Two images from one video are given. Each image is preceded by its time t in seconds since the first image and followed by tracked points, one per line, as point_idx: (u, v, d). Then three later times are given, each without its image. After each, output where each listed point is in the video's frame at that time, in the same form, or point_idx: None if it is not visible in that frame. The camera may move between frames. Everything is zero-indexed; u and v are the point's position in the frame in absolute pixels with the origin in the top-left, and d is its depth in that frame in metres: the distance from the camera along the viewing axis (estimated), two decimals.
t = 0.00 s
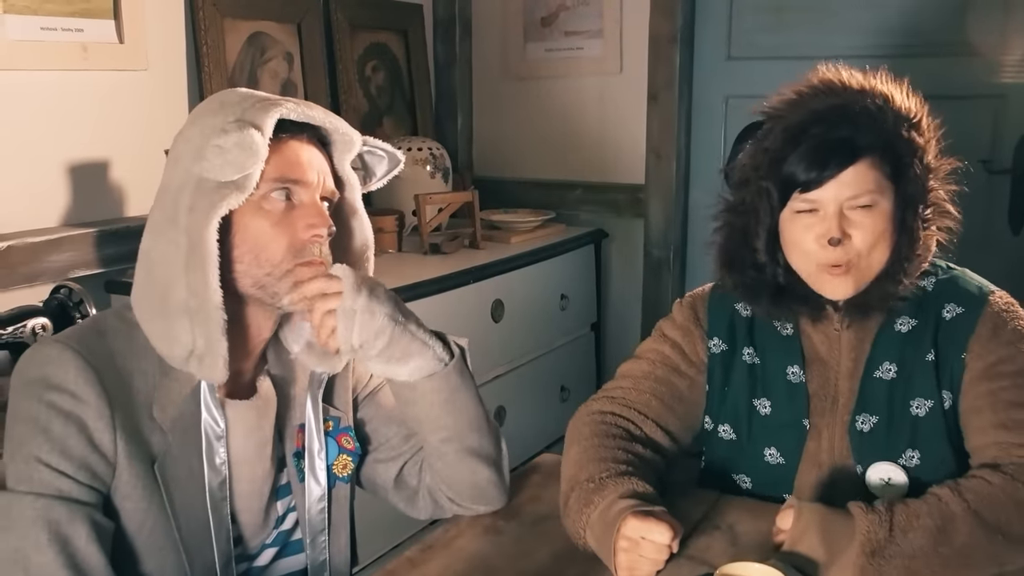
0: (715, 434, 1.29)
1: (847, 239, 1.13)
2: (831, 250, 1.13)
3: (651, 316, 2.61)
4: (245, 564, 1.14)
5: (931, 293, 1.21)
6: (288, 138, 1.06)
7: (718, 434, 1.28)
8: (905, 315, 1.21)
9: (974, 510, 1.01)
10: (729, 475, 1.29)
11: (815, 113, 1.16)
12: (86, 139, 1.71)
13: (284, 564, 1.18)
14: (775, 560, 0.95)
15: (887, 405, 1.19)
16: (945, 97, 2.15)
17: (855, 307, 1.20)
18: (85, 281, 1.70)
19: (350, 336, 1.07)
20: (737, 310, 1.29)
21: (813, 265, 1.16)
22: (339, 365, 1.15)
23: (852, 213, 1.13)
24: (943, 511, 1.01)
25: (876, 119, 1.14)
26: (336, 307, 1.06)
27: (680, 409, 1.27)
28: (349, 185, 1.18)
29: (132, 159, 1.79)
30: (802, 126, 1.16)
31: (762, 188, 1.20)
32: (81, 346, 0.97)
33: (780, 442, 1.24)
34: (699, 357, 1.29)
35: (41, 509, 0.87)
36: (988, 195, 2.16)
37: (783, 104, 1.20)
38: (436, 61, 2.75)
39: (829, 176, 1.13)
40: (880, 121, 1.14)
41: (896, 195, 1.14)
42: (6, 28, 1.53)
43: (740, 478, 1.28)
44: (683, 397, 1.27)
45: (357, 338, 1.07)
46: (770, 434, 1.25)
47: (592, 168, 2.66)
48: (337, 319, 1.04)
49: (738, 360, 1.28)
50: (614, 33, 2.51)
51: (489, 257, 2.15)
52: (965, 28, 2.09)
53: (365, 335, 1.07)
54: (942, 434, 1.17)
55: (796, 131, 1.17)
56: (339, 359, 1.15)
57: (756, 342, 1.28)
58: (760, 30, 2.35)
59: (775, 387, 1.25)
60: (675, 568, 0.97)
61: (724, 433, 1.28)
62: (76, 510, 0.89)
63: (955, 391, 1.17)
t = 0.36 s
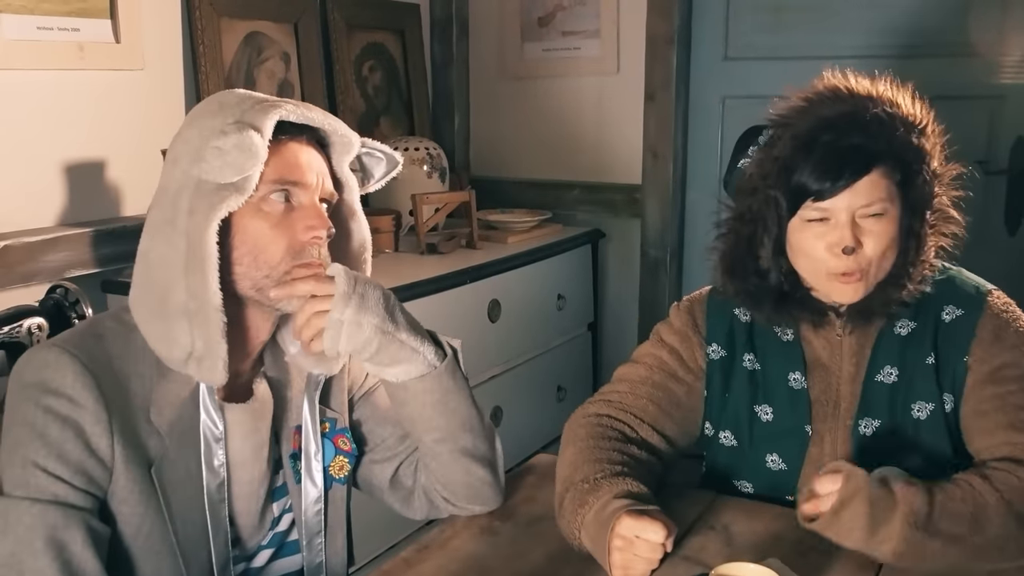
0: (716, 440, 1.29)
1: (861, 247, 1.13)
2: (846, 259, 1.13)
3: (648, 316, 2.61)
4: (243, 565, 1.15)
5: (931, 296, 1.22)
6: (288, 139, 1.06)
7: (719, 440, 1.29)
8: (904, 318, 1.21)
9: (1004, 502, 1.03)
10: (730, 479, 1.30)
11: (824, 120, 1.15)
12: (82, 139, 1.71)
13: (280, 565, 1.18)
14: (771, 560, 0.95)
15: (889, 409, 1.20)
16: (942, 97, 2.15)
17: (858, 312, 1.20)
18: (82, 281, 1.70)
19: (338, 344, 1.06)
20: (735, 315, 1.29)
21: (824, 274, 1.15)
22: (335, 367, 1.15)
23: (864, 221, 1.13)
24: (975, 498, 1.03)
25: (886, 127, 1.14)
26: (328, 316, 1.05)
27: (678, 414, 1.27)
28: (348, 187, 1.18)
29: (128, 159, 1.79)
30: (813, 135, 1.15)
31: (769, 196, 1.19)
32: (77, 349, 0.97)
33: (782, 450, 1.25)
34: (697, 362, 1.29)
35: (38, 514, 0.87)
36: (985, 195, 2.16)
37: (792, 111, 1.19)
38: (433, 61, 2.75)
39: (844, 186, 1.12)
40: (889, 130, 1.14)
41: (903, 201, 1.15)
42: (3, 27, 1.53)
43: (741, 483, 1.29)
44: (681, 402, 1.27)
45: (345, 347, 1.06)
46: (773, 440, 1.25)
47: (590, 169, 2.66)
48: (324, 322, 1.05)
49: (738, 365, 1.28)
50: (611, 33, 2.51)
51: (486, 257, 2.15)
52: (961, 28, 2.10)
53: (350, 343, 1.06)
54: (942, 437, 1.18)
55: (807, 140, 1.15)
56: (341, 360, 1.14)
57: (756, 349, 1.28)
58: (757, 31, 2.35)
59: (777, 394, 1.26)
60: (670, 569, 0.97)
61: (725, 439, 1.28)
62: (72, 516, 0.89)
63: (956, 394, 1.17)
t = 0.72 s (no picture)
0: (718, 446, 1.28)
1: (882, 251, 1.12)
2: (867, 263, 1.11)
3: (648, 316, 2.61)
4: (244, 566, 1.15)
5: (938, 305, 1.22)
6: (286, 140, 1.06)
7: (721, 446, 1.28)
8: (911, 326, 1.21)
9: None
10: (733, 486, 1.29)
11: (844, 121, 1.13)
12: (82, 140, 1.71)
13: (280, 566, 1.19)
14: (771, 559, 0.96)
15: (895, 418, 1.20)
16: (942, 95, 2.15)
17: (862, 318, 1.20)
18: (82, 282, 1.71)
19: (350, 346, 1.05)
20: (739, 321, 1.29)
21: (844, 277, 1.13)
22: (334, 368, 1.15)
23: (885, 223, 1.12)
24: None
25: (906, 130, 1.12)
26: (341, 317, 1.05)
27: (678, 418, 1.28)
28: (346, 187, 1.18)
29: (128, 160, 1.79)
30: (834, 137, 1.13)
31: (785, 201, 1.17)
32: (75, 353, 0.97)
33: (785, 457, 1.24)
34: (699, 368, 1.30)
35: (37, 519, 0.87)
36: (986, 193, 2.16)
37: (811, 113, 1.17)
38: (433, 61, 2.75)
39: (868, 189, 1.11)
40: (909, 133, 1.12)
41: (921, 205, 1.13)
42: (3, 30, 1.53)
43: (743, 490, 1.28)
44: (681, 406, 1.28)
45: (356, 348, 1.05)
46: (778, 447, 1.25)
47: (590, 168, 2.66)
48: (335, 322, 1.05)
49: (740, 372, 1.28)
50: (611, 32, 2.51)
51: (485, 257, 2.15)
52: (961, 26, 2.10)
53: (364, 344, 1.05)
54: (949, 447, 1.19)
55: (828, 142, 1.13)
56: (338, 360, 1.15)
57: (760, 355, 1.28)
58: (757, 30, 2.35)
59: (780, 401, 1.25)
60: (670, 568, 0.97)
61: (727, 445, 1.28)
62: (71, 520, 0.89)
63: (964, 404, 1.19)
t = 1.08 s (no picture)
0: (714, 450, 1.29)
1: (884, 264, 1.10)
2: (868, 278, 1.10)
3: (648, 313, 2.61)
4: (242, 563, 1.15)
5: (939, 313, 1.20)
6: (281, 137, 1.05)
7: (717, 451, 1.29)
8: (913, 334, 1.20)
9: None
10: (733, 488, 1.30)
11: (845, 132, 1.11)
12: (81, 137, 1.71)
13: (278, 564, 1.19)
14: (769, 555, 0.96)
15: (895, 428, 1.19)
16: (942, 91, 2.15)
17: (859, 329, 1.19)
18: (81, 279, 1.71)
19: (355, 343, 1.05)
20: (737, 328, 1.28)
21: (842, 288, 1.13)
22: (333, 364, 1.16)
23: (886, 237, 1.10)
24: None
25: (911, 139, 1.10)
26: (347, 314, 1.05)
27: (672, 420, 1.29)
28: (343, 184, 1.18)
29: (128, 157, 1.79)
30: (835, 149, 1.11)
31: (784, 213, 1.16)
32: (71, 351, 0.97)
33: (781, 464, 1.25)
34: (694, 370, 1.30)
35: (34, 518, 0.88)
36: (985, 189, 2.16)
37: (810, 123, 1.14)
38: (433, 58, 2.75)
39: (870, 206, 1.09)
40: (914, 143, 1.09)
41: (926, 218, 1.11)
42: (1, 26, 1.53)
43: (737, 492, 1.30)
44: (675, 408, 1.29)
45: (362, 346, 1.06)
46: (773, 453, 1.25)
47: (589, 165, 2.65)
48: (341, 319, 1.05)
49: (737, 378, 1.28)
50: (610, 28, 2.50)
51: (484, 254, 2.14)
52: (962, 23, 2.09)
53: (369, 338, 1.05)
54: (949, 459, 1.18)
55: (830, 154, 1.11)
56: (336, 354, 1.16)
57: (757, 360, 1.27)
58: (757, 26, 2.35)
59: (777, 408, 1.25)
60: (668, 564, 0.98)
61: (723, 450, 1.29)
62: (67, 519, 0.89)
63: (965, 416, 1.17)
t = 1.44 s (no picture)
0: (708, 454, 1.30)
1: (884, 269, 1.11)
2: (866, 283, 1.10)
3: (647, 310, 2.61)
4: (242, 560, 1.15)
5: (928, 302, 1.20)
6: (281, 134, 1.05)
7: (711, 455, 1.29)
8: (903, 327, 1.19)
9: None
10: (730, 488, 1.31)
11: (846, 136, 1.09)
12: (81, 134, 1.71)
13: (277, 561, 1.18)
14: (768, 553, 0.96)
15: (887, 424, 1.20)
16: (942, 89, 2.15)
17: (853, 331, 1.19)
18: (81, 276, 1.71)
19: (356, 341, 1.06)
20: (727, 331, 1.27)
21: (837, 291, 1.13)
22: (333, 360, 1.15)
23: (885, 242, 1.10)
24: None
25: (911, 143, 1.09)
26: (348, 312, 1.06)
27: (661, 421, 1.28)
28: (342, 180, 1.18)
29: (128, 154, 1.79)
30: (835, 156, 1.09)
31: (781, 220, 1.14)
32: (69, 349, 0.97)
33: (775, 468, 1.25)
34: (684, 374, 1.29)
35: (33, 516, 0.88)
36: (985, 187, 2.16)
37: (808, 125, 1.12)
38: (433, 55, 2.75)
39: (872, 212, 1.08)
40: (915, 146, 1.09)
41: (925, 221, 1.11)
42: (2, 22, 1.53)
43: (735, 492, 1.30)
44: (665, 411, 1.28)
45: (363, 344, 1.06)
46: (765, 457, 1.25)
47: (590, 163, 2.65)
48: (343, 316, 1.06)
49: (728, 382, 1.27)
50: (610, 26, 2.50)
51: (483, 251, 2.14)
52: (962, 21, 2.09)
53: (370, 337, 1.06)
54: (943, 452, 1.19)
55: (831, 161, 1.09)
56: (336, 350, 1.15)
57: (747, 365, 1.27)
58: (757, 24, 2.34)
59: (768, 412, 1.25)
60: (667, 562, 0.98)
61: (717, 454, 1.29)
62: (66, 517, 0.90)
63: (958, 407, 1.18)
